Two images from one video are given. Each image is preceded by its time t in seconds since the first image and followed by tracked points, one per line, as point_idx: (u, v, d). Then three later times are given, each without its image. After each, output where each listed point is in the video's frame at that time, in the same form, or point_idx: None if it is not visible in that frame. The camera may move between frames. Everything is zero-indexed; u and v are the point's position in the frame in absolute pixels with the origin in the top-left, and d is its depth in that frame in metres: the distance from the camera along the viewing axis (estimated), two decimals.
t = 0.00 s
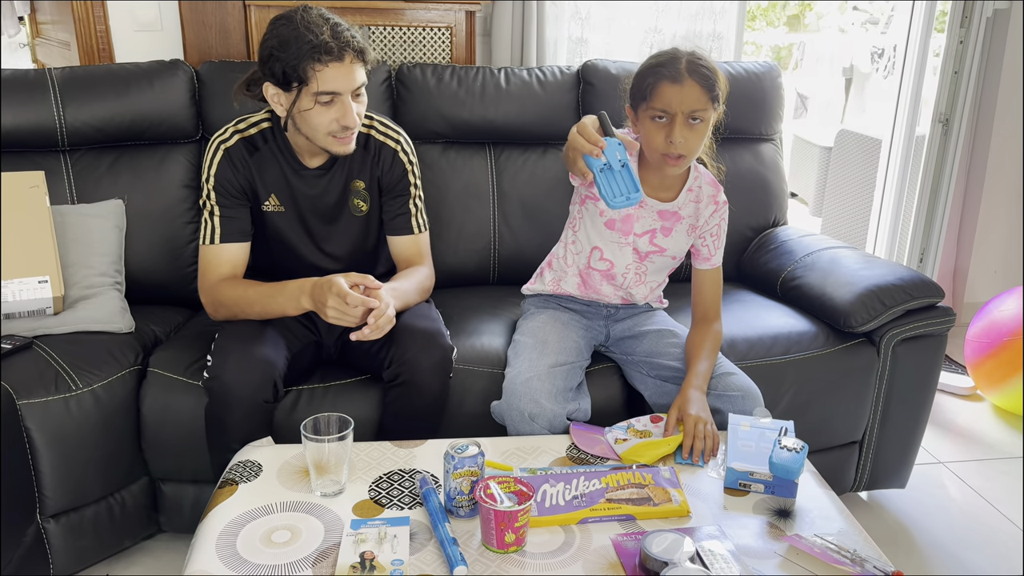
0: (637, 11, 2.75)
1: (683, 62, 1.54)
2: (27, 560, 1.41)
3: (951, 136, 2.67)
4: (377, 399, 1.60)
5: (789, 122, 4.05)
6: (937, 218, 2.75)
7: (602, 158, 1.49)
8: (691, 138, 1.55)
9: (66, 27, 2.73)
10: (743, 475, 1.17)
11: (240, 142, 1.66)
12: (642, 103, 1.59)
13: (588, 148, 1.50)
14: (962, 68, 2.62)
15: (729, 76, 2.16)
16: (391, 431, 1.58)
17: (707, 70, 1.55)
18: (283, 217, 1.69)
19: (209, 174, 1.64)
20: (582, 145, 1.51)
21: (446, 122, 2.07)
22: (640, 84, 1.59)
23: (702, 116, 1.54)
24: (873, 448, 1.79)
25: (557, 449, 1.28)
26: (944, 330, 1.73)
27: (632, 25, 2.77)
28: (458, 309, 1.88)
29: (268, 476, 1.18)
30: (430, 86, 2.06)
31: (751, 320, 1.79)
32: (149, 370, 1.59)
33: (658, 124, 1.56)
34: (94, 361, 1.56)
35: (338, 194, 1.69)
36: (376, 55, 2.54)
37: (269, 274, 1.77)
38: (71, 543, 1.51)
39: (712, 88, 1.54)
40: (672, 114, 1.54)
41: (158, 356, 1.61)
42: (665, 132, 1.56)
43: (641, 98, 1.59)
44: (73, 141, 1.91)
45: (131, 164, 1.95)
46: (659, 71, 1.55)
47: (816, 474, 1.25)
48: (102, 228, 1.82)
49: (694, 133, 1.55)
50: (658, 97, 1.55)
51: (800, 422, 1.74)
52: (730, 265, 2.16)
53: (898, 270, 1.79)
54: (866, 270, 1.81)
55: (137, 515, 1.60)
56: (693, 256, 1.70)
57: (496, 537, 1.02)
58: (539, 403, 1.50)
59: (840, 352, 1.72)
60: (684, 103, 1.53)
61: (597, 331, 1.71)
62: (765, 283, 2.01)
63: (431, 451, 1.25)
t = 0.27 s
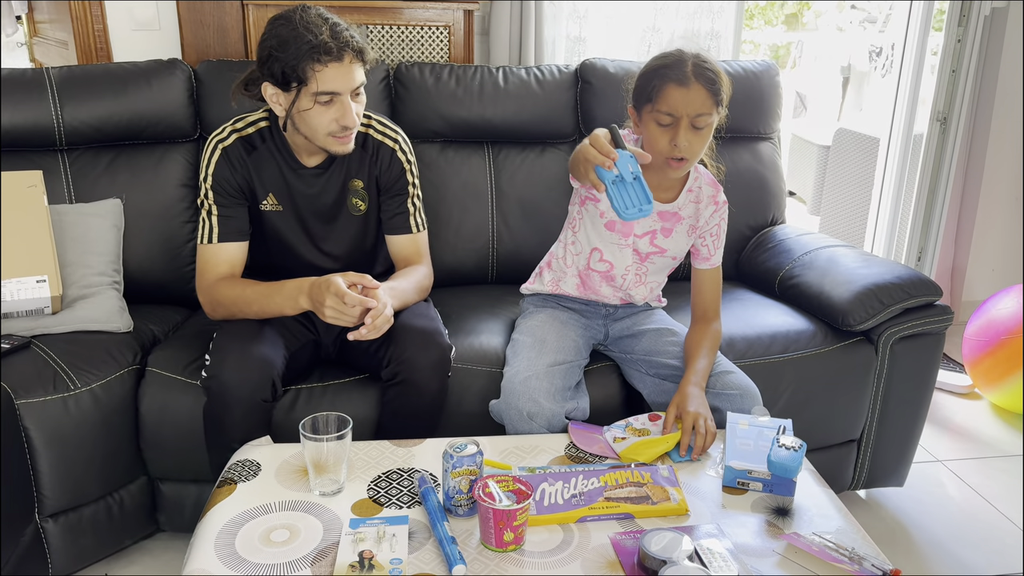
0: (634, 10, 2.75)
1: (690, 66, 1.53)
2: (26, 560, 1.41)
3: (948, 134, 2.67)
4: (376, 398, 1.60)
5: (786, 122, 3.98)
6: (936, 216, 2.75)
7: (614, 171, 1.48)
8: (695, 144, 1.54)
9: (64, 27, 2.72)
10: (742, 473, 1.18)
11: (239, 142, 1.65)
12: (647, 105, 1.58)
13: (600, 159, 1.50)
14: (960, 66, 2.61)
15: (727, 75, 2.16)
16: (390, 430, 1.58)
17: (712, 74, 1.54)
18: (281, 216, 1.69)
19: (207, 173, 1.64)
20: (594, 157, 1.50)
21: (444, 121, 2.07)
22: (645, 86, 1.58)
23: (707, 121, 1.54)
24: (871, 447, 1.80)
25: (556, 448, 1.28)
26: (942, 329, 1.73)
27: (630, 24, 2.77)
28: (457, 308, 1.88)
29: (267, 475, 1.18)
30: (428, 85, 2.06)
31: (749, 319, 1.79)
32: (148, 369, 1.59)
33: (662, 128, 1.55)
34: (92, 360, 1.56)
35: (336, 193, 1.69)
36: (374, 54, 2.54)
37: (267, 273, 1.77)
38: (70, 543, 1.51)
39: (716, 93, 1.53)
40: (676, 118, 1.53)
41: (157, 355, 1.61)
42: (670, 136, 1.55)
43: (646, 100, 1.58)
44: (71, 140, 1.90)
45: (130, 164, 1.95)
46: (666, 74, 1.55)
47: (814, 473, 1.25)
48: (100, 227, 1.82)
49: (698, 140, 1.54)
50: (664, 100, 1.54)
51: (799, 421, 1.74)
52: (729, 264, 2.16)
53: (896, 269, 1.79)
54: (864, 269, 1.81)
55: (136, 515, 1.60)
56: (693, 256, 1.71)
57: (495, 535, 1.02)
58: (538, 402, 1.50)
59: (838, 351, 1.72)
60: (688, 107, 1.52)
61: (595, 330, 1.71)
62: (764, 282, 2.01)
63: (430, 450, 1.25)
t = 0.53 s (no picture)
0: (631, 6, 2.75)
1: (731, 88, 1.35)
2: (21, 558, 1.41)
3: (945, 131, 2.68)
4: (372, 395, 1.60)
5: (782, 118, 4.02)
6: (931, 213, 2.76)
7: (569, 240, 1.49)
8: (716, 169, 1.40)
9: (59, 23, 2.71)
10: (737, 469, 1.18)
11: (240, 133, 1.65)
12: (677, 118, 1.39)
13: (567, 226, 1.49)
14: (956, 63, 2.62)
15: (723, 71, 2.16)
16: (387, 428, 1.57)
17: (752, 102, 1.37)
18: (282, 209, 1.68)
19: (209, 165, 1.64)
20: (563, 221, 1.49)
21: (441, 118, 2.07)
22: (681, 100, 1.38)
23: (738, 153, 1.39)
24: (867, 443, 1.80)
25: (552, 445, 1.28)
26: (938, 325, 1.73)
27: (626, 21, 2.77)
28: (453, 305, 1.88)
29: (263, 473, 1.18)
30: (424, 82, 2.06)
31: (746, 315, 1.80)
32: (143, 367, 1.58)
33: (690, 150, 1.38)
34: (87, 358, 1.56)
35: (337, 182, 1.69)
36: (370, 51, 2.54)
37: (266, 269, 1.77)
38: (65, 541, 1.50)
39: (754, 128, 1.37)
40: (705, 143, 1.37)
41: (152, 353, 1.61)
42: (696, 163, 1.40)
43: (680, 115, 1.39)
44: (66, 137, 1.90)
45: (125, 161, 1.94)
46: (707, 93, 1.35)
47: (810, 469, 1.25)
48: (95, 225, 1.81)
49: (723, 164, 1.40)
50: (700, 124, 1.35)
51: (795, 417, 1.74)
52: (725, 260, 2.16)
53: (892, 265, 1.80)
54: (861, 265, 1.81)
55: (132, 513, 1.60)
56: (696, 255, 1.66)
57: (491, 532, 1.02)
58: (535, 398, 1.50)
59: (834, 347, 1.73)
60: (725, 140, 1.36)
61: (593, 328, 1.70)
62: (760, 278, 2.01)
63: (426, 447, 1.25)
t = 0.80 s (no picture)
0: (629, 6, 2.75)
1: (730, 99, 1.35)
2: (21, 559, 1.41)
3: (943, 130, 2.68)
4: (371, 395, 1.59)
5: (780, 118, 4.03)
6: (930, 211, 2.76)
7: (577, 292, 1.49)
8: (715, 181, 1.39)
9: (57, 23, 2.71)
10: (737, 469, 1.18)
11: (245, 127, 1.67)
12: (675, 132, 1.39)
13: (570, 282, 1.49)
14: (955, 62, 2.63)
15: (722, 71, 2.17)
16: (386, 428, 1.57)
17: (752, 115, 1.37)
18: (285, 205, 1.69)
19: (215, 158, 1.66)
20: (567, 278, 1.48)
21: (440, 118, 2.07)
22: (681, 113, 1.38)
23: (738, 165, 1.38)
24: (867, 442, 1.80)
25: (551, 445, 1.28)
26: (936, 324, 1.73)
27: (625, 20, 2.76)
28: (452, 305, 1.88)
29: (262, 473, 1.18)
30: (423, 81, 2.05)
31: (745, 315, 1.80)
32: (143, 367, 1.58)
33: (688, 161, 1.37)
34: (87, 358, 1.56)
35: (340, 179, 1.69)
36: (369, 51, 2.53)
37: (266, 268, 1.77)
38: (65, 541, 1.50)
39: (755, 140, 1.36)
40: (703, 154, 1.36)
41: (152, 353, 1.61)
42: (696, 175, 1.38)
43: (680, 128, 1.38)
44: (65, 137, 1.90)
45: (124, 161, 1.94)
46: (705, 105, 1.35)
47: (810, 468, 1.25)
48: (94, 225, 1.81)
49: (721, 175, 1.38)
50: (700, 137, 1.35)
51: (794, 417, 1.74)
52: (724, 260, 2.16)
53: (891, 264, 1.80)
54: (860, 265, 1.81)
55: (132, 513, 1.60)
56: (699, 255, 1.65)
57: (490, 532, 1.02)
58: (536, 398, 1.50)
59: (833, 347, 1.73)
60: (725, 152, 1.35)
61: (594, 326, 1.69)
62: (759, 278, 2.01)
63: (425, 447, 1.25)
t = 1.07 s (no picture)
0: (629, 5, 2.74)
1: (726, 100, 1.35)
2: (21, 559, 1.41)
3: (944, 130, 2.68)
4: (371, 395, 1.59)
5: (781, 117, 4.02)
6: (930, 211, 2.76)
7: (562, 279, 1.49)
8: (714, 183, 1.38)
9: (57, 23, 2.71)
10: (738, 469, 1.18)
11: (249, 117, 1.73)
12: (672, 136, 1.39)
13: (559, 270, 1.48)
14: (955, 61, 2.63)
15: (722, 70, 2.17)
16: (387, 428, 1.57)
17: (749, 116, 1.36)
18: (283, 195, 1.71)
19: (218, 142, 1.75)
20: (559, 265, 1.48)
21: (440, 118, 2.07)
22: (676, 116, 1.38)
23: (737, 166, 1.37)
24: (867, 441, 1.80)
25: (552, 445, 1.28)
26: (936, 323, 1.73)
27: (624, 20, 2.76)
28: (452, 304, 1.88)
29: (262, 473, 1.18)
30: (423, 81, 2.05)
31: (745, 314, 1.80)
32: (143, 366, 1.58)
33: (687, 164, 1.37)
34: (87, 358, 1.56)
35: (341, 174, 1.70)
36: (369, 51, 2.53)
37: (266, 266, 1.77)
38: (65, 541, 1.50)
39: (753, 140, 1.36)
40: (701, 155, 1.35)
41: (152, 353, 1.61)
42: (695, 178, 1.37)
43: (676, 131, 1.38)
44: (65, 137, 1.89)
45: (124, 161, 1.94)
46: (700, 108, 1.35)
47: (810, 468, 1.25)
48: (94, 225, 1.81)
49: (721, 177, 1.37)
50: (696, 139, 1.34)
51: (795, 416, 1.74)
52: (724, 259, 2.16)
53: (891, 264, 1.80)
54: (859, 264, 1.81)
55: (132, 513, 1.60)
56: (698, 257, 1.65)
57: (491, 532, 1.02)
58: (535, 399, 1.50)
59: (833, 346, 1.73)
60: (723, 154, 1.34)
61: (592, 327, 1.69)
62: (759, 277, 2.01)
63: (426, 447, 1.25)
